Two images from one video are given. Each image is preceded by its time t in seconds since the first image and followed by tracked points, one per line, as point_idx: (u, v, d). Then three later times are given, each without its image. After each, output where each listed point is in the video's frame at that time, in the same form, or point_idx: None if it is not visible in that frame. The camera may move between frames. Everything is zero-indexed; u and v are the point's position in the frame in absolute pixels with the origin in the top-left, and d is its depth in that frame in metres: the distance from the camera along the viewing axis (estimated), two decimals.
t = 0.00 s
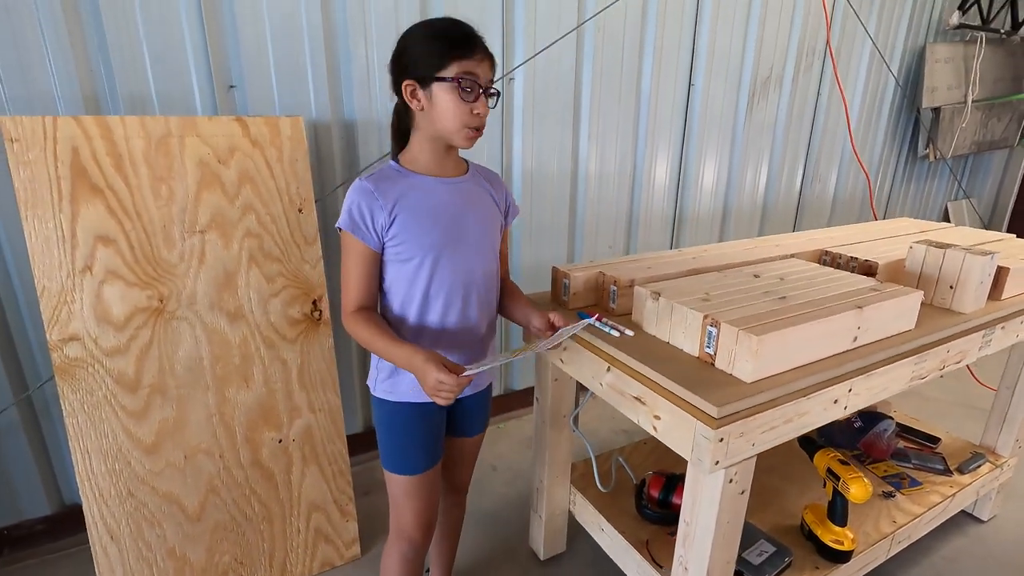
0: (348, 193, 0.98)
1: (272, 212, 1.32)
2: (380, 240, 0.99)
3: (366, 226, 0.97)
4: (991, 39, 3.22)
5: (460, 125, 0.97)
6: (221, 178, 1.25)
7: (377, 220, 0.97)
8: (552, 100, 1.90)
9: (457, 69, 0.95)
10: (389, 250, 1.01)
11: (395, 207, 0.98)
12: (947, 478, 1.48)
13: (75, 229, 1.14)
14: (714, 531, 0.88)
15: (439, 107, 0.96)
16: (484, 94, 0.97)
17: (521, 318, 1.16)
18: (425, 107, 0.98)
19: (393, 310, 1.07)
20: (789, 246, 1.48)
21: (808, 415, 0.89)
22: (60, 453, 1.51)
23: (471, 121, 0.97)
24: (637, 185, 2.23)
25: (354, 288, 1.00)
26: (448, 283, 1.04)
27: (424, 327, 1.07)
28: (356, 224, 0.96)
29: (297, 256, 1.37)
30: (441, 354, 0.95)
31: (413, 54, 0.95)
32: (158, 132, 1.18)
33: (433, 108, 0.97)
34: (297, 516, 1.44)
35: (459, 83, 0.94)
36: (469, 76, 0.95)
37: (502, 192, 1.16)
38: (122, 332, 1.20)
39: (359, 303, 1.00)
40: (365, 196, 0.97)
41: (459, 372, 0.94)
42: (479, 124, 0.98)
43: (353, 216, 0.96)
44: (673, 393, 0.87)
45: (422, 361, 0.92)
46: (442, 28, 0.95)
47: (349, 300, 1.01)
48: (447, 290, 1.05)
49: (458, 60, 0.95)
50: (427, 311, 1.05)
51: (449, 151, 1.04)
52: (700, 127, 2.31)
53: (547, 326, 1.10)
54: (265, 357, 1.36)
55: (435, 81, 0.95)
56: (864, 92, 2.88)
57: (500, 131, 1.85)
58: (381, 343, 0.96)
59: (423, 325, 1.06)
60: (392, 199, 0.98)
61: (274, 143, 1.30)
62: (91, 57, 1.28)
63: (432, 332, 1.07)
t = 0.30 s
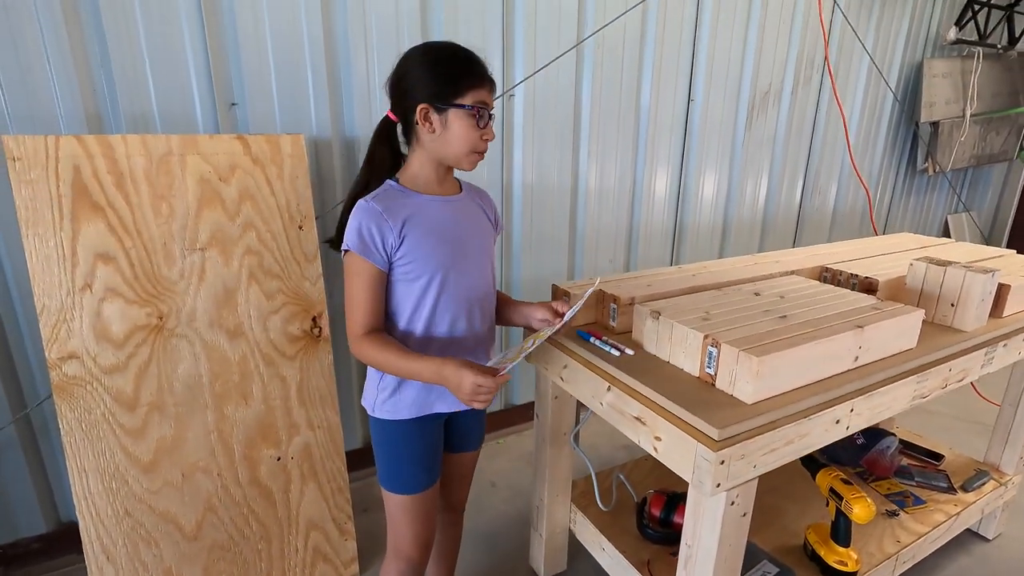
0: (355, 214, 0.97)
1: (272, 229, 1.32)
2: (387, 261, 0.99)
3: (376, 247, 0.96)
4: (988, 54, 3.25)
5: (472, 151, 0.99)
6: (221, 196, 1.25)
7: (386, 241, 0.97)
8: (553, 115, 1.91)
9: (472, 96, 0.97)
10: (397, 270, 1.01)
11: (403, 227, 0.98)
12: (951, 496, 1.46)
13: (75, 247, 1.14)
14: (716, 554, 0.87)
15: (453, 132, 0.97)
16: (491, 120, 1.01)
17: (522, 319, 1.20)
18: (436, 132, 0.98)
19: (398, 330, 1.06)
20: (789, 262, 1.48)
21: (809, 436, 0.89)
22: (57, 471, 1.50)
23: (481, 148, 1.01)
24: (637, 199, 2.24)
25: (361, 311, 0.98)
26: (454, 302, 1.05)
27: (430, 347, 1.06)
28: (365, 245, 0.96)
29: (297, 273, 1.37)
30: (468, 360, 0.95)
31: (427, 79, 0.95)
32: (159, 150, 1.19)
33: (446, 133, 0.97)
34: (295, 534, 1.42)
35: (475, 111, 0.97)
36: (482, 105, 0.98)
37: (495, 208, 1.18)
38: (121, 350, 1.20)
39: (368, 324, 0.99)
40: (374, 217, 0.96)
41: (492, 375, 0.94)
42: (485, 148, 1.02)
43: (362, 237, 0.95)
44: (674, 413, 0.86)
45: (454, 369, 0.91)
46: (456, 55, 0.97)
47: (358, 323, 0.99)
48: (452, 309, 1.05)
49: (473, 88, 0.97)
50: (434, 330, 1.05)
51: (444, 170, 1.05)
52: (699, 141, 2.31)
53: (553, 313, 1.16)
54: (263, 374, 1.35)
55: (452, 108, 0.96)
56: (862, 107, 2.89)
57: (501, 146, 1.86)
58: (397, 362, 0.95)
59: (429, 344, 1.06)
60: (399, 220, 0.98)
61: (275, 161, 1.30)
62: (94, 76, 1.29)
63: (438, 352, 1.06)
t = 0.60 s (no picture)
0: (350, 226, 0.97)
1: (270, 241, 1.32)
2: (382, 273, 0.99)
3: (372, 258, 0.96)
4: (984, 65, 3.26)
5: (461, 164, 0.99)
6: (219, 208, 1.25)
7: (381, 253, 0.97)
8: (551, 127, 1.92)
9: (461, 111, 0.97)
10: (392, 281, 1.00)
11: (398, 239, 0.98)
12: (951, 508, 1.46)
13: (73, 261, 1.14)
14: (713, 570, 0.87)
15: (442, 146, 0.97)
16: (481, 135, 1.00)
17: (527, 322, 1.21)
18: (425, 145, 0.98)
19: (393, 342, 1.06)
20: (787, 274, 1.48)
21: (807, 450, 0.88)
22: (53, 483, 1.49)
23: (470, 163, 1.00)
24: (635, 209, 2.24)
25: (359, 323, 0.98)
26: (449, 314, 1.05)
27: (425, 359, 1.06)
28: (360, 258, 0.95)
29: (295, 285, 1.37)
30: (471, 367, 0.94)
31: (416, 94, 0.96)
32: (157, 164, 1.19)
33: (434, 147, 0.98)
34: (291, 548, 1.41)
35: (464, 126, 0.97)
36: (471, 120, 0.98)
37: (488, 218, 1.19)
38: (118, 363, 1.20)
39: (366, 337, 0.98)
40: (370, 229, 0.96)
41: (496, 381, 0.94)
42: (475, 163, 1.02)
43: (357, 250, 0.95)
44: (670, 428, 0.86)
45: (459, 377, 0.91)
46: (447, 71, 0.97)
47: (355, 337, 0.98)
48: (447, 320, 1.05)
49: (463, 104, 0.97)
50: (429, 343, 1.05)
51: (435, 184, 1.05)
52: (697, 152, 2.32)
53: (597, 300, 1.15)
54: (260, 387, 1.35)
55: (440, 122, 0.96)
56: (859, 117, 2.91)
57: (499, 157, 1.86)
58: (398, 374, 0.94)
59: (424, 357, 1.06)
60: (394, 232, 0.98)
61: (273, 173, 1.31)
62: (94, 90, 1.30)
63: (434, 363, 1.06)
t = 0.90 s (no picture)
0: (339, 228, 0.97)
1: (268, 248, 1.32)
2: (370, 276, 0.98)
3: (358, 261, 0.96)
4: (983, 72, 3.27)
5: (454, 169, 0.98)
6: (217, 216, 1.25)
7: (368, 255, 0.97)
8: (551, 134, 1.92)
9: (450, 115, 0.96)
10: (380, 284, 1.00)
11: (386, 243, 0.98)
12: (956, 518, 1.44)
13: (69, 268, 1.13)
14: None
15: (433, 152, 0.97)
16: (473, 137, 0.99)
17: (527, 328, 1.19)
18: (417, 153, 0.98)
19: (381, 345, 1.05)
20: (788, 282, 1.46)
21: (809, 461, 0.87)
22: (48, 492, 1.48)
23: (463, 166, 0.99)
24: (635, 216, 2.24)
25: (344, 323, 0.98)
26: (436, 320, 1.04)
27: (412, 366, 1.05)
28: (347, 259, 0.95)
29: (292, 292, 1.36)
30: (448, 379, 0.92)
31: (404, 101, 0.96)
32: (155, 171, 1.19)
33: (426, 153, 0.97)
34: (288, 558, 1.40)
35: (452, 130, 0.96)
36: (461, 123, 0.97)
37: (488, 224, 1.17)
38: (114, 371, 1.19)
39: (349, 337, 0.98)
40: (357, 231, 0.96)
41: (469, 397, 0.92)
42: (469, 166, 1.01)
43: (345, 251, 0.95)
44: (669, 438, 0.85)
45: (432, 388, 0.89)
46: (435, 75, 0.97)
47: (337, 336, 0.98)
48: (436, 327, 1.04)
49: (452, 107, 0.96)
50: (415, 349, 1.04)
51: (432, 193, 1.05)
52: (697, 158, 2.32)
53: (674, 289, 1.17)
54: (257, 395, 1.34)
55: (429, 128, 0.96)
56: (859, 124, 2.90)
57: (499, 163, 1.86)
58: (375, 377, 0.93)
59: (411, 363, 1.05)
60: (382, 234, 0.98)
61: (272, 181, 1.31)
62: (93, 97, 1.29)
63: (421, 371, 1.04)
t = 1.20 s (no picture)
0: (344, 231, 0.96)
1: (267, 253, 1.31)
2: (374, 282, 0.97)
3: (364, 267, 0.95)
4: (982, 78, 3.27)
5: (450, 171, 0.97)
6: (216, 220, 1.25)
7: (373, 261, 0.96)
8: (551, 139, 1.92)
9: (445, 118, 0.96)
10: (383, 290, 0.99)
11: (390, 248, 0.97)
12: (958, 525, 1.43)
13: (67, 273, 1.12)
14: None
15: (429, 155, 0.96)
16: (471, 141, 0.98)
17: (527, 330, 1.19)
18: (413, 157, 0.98)
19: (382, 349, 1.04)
20: (789, 286, 1.46)
21: (809, 467, 0.87)
22: (43, 498, 1.47)
23: (460, 169, 0.98)
24: (635, 221, 2.23)
25: (355, 335, 0.95)
26: (440, 325, 1.03)
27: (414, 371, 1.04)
28: (354, 265, 0.94)
29: (291, 297, 1.36)
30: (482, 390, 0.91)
31: (399, 105, 0.96)
32: (154, 175, 1.19)
33: (421, 156, 0.97)
34: (285, 565, 1.39)
35: (447, 132, 0.95)
36: (457, 126, 0.96)
37: (489, 228, 1.17)
38: (111, 376, 1.18)
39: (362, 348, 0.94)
40: (364, 234, 0.96)
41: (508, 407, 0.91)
42: (466, 169, 0.99)
43: (350, 254, 0.94)
44: (669, 444, 0.84)
45: (471, 400, 0.88)
46: (430, 79, 0.96)
47: (349, 348, 0.95)
48: (437, 332, 1.03)
49: (446, 110, 0.95)
50: (418, 353, 1.04)
51: (429, 196, 1.05)
52: (697, 163, 2.32)
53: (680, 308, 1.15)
54: (255, 401, 1.33)
55: (423, 131, 0.95)
56: (859, 129, 2.91)
57: (498, 168, 1.85)
58: (396, 388, 0.91)
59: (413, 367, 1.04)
60: (385, 240, 0.97)
61: (271, 185, 1.30)
62: (91, 101, 1.29)
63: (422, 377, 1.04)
